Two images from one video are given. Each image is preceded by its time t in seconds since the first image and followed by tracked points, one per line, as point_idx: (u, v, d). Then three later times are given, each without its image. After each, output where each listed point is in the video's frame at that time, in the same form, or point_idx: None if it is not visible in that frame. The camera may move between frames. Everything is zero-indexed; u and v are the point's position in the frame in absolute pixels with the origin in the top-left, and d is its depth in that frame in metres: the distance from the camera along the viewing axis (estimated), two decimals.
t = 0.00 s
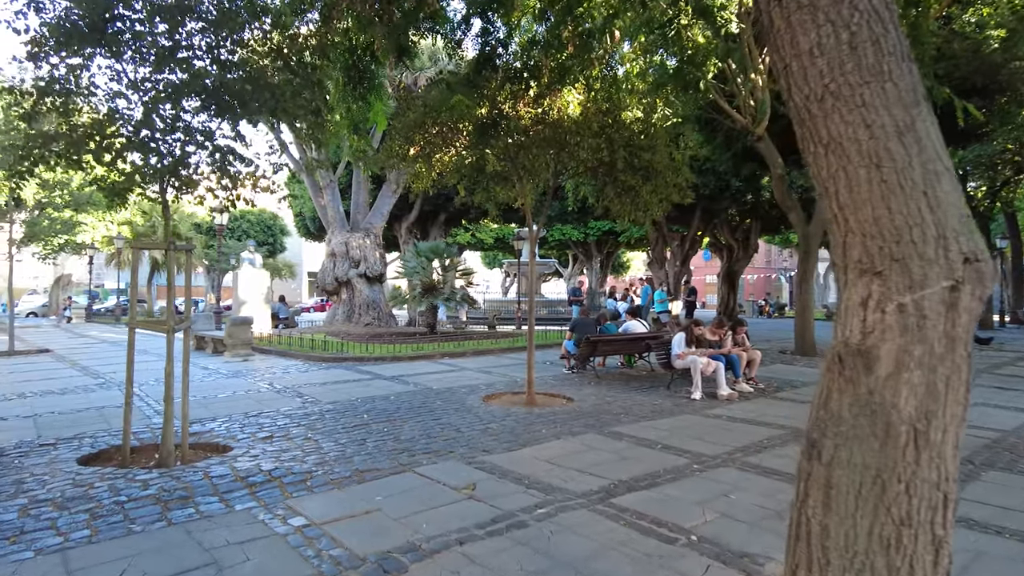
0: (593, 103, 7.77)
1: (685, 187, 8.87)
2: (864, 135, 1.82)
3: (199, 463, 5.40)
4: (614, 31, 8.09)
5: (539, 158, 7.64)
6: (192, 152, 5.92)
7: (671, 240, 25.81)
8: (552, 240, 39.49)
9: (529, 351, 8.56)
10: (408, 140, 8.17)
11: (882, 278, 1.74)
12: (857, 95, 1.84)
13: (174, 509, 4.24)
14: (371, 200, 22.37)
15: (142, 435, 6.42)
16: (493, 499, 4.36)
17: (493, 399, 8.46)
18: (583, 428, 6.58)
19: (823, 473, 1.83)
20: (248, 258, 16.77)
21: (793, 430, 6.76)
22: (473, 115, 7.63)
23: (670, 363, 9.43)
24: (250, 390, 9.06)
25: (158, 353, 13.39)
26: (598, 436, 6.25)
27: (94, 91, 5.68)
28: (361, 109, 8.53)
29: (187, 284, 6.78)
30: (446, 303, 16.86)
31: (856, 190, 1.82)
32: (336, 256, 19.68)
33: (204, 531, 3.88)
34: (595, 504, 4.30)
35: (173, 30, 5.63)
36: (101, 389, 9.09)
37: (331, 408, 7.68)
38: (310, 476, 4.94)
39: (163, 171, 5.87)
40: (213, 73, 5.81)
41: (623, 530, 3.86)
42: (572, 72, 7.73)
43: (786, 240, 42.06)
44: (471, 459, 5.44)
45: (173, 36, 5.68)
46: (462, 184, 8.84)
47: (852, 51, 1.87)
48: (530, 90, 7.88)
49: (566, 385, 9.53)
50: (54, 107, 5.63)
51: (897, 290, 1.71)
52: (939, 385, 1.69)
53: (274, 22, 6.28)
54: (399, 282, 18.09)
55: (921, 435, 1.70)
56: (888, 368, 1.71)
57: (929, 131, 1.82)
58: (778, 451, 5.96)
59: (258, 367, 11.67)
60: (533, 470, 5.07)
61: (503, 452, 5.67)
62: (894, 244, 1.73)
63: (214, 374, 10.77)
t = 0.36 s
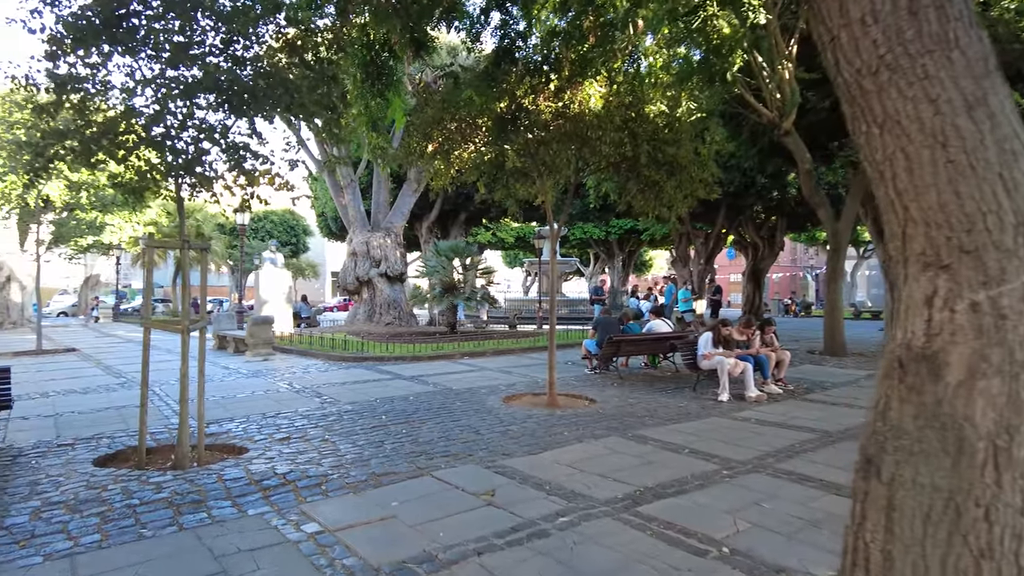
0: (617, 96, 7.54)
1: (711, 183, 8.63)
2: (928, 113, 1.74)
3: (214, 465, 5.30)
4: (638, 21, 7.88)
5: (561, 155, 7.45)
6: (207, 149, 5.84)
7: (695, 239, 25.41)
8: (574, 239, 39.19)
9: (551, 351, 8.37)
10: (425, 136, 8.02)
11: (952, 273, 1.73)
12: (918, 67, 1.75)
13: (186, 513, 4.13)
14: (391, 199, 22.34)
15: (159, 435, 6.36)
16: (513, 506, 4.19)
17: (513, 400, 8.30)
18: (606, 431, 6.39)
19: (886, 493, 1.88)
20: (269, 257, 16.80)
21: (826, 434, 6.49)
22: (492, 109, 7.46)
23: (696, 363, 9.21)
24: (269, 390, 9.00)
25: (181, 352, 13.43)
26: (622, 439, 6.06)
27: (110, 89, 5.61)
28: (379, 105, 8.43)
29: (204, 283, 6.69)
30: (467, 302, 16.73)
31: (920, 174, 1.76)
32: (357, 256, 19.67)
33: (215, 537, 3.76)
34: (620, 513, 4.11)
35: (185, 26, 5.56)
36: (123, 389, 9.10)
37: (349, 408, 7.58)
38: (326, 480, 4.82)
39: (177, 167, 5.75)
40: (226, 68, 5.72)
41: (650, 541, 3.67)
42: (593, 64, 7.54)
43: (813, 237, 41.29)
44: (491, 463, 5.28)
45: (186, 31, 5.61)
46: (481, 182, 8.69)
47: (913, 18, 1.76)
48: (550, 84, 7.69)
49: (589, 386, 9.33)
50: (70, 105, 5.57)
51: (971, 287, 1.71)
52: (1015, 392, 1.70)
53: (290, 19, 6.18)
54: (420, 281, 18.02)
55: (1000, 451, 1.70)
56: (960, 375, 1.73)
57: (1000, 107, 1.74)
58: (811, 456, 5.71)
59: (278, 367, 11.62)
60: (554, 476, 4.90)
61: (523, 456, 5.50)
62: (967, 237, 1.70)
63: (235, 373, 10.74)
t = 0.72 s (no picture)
0: (645, 89, 7.30)
1: (741, 179, 8.38)
2: None
3: (230, 468, 5.18)
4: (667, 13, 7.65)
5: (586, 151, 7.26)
6: (225, 146, 5.72)
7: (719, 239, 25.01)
8: (595, 239, 38.87)
9: (574, 353, 8.16)
10: (447, 133, 7.88)
11: None
12: (1011, 32, 1.66)
13: (200, 519, 4.00)
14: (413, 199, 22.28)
15: (176, 436, 6.27)
16: (537, 516, 3.98)
17: (535, 403, 8.11)
18: (631, 437, 6.17)
19: (950, 514, 1.85)
20: (291, 257, 16.80)
21: (864, 440, 6.20)
22: (513, 106, 7.27)
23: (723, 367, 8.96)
24: (289, 390, 8.91)
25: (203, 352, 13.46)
26: (649, 445, 5.85)
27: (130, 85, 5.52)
28: (400, 102, 8.31)
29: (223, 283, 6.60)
30: (487, 302, 16.56)
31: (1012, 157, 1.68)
32: (378, 256, 19.62)
33: (227, 545, 3.62)
34: (649, 524, 3.90)
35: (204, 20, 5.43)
36: (144, 388, 9.07)
37: (369, 410, 7.44)
38: (344, 485, 4.66)
39: (195, 164, 5.63)
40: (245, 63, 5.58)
41: (681, 555, 3.46)
42: (619, 56, 7.31)
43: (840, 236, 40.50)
44: (512, 468, 5.10)
45: (205, 26, 5.50)
46: (502, 179, 8.52)
47: None
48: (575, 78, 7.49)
49: (613, 389, 9.10)
50: (89, 102, 5.49)
51: None
52: None
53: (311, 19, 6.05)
54: (440, 282, 17.91)
55: None
56: None
57: None
58: (849, 464, 5.43)
59: (299, 367, 11.56)
60: (579, 484, 4.70)
61: (547, 461, 5.30)
62: None
63: (256, 374, 10.68)
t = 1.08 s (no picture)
0: (661, 83, 7.06)
1: (759, 176, 8.12)
2: None
3: (230, 479, 4.94)
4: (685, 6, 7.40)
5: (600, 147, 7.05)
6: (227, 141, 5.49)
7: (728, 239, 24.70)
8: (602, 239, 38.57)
9: (586, 358, 7.89)
10: (456, 130, 7.65)
11: None
12: None
13: (196, 537, 3.76)
14: (419, 198, 22.05)
15: (175, 444, 6.04)
16: (555, 536, 3.75)
17: (546, 408, 7.86)
18: (648, 447, 5.92)
19: None
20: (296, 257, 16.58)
21: (893, 450, 5.91)
22: (525, 100, 7.08)
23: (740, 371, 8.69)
24: (292, 394, 8.67)
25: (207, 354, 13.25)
26: (668, 456, 5.60)
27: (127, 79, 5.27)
28: (408, 98, 8.11)
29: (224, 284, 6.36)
30: (495, 303, 16.30)
31: None
32: (384, 256, 19.41)
33: (224, 568, 3.38)
34: (676, 546, 3.65)
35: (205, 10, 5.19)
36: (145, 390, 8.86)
37: (375, 416, 7.21)
38: (349, 499, 4.41)
39: (195, 161, 5.38)
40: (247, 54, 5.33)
41: None
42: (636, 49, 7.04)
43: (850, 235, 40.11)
44: (527, 481, 4.85)
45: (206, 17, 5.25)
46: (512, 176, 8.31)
47: None
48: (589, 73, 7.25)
49: (625, 394, 8.83)
50: (85, 96, 5.25)
51: None
52: None
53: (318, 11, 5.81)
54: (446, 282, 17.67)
55: None
56: None
57: None
58: (880, 476, 5.16)
59: (303, 369, 11.34)
60: (598, 499, 4.46)
61: (562, 473, 5.06)
62: None
63: (260, 376, 10.45)
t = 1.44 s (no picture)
0: (673, 72, 6.81)
1: (774, 171, 7.84)
2: None
3: (221, 488, 4.66)
4: None
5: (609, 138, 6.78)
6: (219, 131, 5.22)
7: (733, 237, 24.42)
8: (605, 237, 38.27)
9: (594, 359, 7.61)
10: (459, 121, 7.39)
11: None
12: None
13: (181, 554, 3.48)
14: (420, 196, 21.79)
15: (165, 449, 5.76)
16: (569, 552, 3.47)
17: (552, 411, 7.59)
18: (661, 453, 5.64)
19: None
20: (296, 255, 16.29)
21: (920, 456, 5.62)
22: (532, 89, 6.83)
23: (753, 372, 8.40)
24: (290, 396, 8.39)
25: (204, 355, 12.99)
26: (684, 463, 5.32)
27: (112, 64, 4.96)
28: (410, 90, 7.86)
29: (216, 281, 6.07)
30: (497, 302, 16.01)
31: None
32: (385, 253, 19.14)
33: None
34: (700, 565, 3.38)
35: None
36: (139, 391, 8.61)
37: (376, 419, 6.93)
38: (347, 511, 4.13)
39: (184, 151, 5.08)
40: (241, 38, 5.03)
41: None
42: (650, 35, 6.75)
43: (854, 233, 39.84)
44: (536, 491, 4.58)
45: None
46: (517, 170, 8.03)
47: None
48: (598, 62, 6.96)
49: (634, 396, 8.54)
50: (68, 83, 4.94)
51: None
52: None
53: None
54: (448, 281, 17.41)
55: None
56: None
57: None
58: (910, 484, 4.86)
59: (302, 369, 11.07)
60: (612, 512, 4.18)
61: (572, 482, 4.78)
62: None
63: (257, 377, 10.18)
